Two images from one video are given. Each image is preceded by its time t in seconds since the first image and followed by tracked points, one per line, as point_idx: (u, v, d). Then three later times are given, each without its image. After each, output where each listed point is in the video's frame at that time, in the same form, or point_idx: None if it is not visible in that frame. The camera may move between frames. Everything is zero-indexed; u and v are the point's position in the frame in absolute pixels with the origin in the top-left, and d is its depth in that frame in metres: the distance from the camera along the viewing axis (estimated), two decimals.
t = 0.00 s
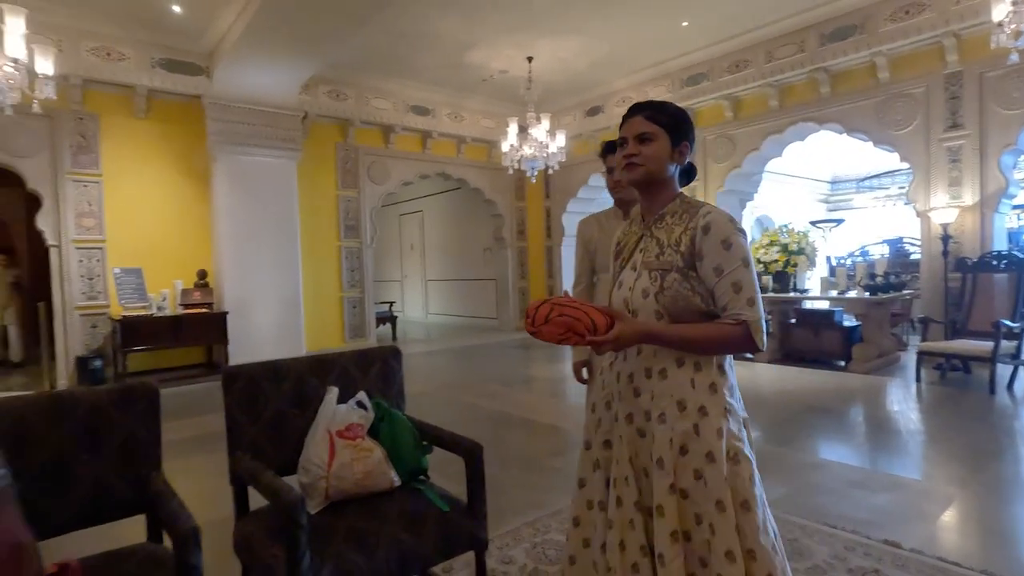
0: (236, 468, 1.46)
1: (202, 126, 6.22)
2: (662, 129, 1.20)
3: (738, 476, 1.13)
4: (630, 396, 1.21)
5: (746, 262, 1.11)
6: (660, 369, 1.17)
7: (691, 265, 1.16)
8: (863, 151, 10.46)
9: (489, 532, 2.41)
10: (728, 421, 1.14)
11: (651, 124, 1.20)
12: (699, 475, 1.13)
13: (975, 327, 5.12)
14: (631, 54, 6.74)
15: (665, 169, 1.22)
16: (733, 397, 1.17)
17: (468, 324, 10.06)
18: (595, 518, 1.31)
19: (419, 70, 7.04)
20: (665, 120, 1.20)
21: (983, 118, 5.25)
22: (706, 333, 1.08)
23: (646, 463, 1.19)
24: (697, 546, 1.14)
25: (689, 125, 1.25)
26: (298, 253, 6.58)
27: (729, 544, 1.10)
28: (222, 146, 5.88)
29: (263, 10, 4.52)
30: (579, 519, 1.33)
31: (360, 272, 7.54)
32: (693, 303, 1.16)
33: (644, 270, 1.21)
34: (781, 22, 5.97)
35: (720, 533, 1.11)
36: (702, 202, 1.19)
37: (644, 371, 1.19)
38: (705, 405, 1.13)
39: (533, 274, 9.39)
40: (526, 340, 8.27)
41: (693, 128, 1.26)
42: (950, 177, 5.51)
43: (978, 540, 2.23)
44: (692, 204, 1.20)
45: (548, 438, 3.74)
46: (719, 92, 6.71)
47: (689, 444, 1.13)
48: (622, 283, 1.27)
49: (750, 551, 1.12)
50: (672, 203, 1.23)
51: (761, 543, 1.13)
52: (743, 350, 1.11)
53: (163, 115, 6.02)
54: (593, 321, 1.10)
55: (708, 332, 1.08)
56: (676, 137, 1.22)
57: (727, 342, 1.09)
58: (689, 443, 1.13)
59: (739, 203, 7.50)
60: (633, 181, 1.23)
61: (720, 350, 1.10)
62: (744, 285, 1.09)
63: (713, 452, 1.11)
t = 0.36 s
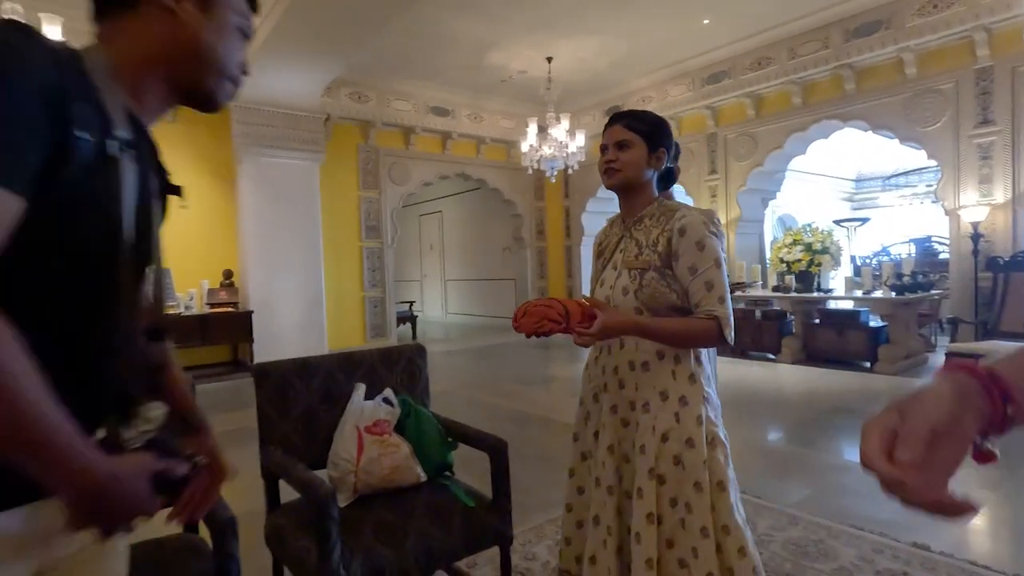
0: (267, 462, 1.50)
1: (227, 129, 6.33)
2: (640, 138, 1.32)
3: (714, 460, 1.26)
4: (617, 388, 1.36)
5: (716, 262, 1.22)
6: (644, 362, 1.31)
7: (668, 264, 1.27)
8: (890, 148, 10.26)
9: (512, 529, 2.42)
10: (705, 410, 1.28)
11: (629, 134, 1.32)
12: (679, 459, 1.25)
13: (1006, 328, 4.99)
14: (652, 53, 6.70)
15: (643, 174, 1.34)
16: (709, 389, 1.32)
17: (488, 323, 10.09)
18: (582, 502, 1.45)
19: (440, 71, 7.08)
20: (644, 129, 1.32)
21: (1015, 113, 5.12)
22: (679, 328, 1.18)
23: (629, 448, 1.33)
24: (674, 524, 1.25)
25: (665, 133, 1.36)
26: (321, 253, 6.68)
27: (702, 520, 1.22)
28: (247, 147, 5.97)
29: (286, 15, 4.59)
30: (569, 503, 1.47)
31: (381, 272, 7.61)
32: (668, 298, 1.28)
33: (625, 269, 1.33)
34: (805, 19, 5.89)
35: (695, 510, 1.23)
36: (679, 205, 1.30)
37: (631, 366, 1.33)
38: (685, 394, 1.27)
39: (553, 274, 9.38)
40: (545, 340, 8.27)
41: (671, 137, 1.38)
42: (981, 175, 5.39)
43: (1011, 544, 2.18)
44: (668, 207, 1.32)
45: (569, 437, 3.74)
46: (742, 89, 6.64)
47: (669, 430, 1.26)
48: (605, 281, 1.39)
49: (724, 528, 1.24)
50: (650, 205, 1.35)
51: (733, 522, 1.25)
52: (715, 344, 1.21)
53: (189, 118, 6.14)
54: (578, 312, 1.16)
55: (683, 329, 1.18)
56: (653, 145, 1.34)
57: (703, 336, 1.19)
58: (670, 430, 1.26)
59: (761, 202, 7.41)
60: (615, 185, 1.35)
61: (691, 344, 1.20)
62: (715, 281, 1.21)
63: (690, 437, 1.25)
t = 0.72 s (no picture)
0: (293, 455, 1.53)
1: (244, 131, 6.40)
2: (638, 137, 1.33)
3: (697, 456, 1.26)
4: (610, 380, 1.35)
5: (704, 258, 1.21)
6: (636, 358, 1.30)
7: (662, 260, 1.28)
8: (907, 146, 10.14)
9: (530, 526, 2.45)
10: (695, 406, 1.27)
11: (626, 132, 1.34)
12: (665, 453, 1.25)
13: None
14: (666, 52, 6.69)
15: (642, 173, 1.35)
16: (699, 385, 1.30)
17: (501, 323, 10.11)
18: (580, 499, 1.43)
19: (454, 72, 7.12)
20: (641, 131, 1.34)
21: None
22: (651, 300, 1.17)
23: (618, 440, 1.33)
24: (656, 516, 1.26)
25: (666, 137, 1.38)
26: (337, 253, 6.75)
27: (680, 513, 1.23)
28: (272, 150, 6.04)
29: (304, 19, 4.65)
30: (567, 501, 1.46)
31: (395, 272, 7.67)
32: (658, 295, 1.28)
33: (620, 264, 1.34)
34: (821, 16, 5.85)
35: (676, 503, 1.24)
36: (673, 205, 1.31)
37: (626, 359, 1.32)
38: (675, 390, 1.26)
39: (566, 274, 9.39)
40: (559, 339, 8.28)
41: (670, 139, 1.40)
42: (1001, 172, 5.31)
43: None
44: (666, 207, 1.32)
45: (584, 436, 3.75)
46: (757, 88, 6.61)
47: (657, 424, 1.26)
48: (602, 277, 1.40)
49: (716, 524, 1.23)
50: (648, 205, 1.36)
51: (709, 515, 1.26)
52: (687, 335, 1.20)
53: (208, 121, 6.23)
54: (564, 244, 1.18)
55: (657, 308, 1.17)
56: (651, 145, 1.35)
57: (674, 323, 1.18)
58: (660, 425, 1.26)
59: (776, 201, 7.37)
60: (614, 185, 1.37)
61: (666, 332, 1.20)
62: (694, 274, 1.20)
63: (678, 432, 1.24)
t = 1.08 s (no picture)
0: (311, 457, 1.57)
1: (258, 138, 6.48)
2: (639, 148, 1.36)
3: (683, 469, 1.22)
4: (595, 384, 1.33)
5: (700, 277, 1.21)
6: (620, 364, 1.28)
7: (657, 270, 1.30)
8: (919, 147, 10.08)
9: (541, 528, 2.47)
10: (678, 417, 1.23)
11: (629, 142, 1.37)
12: (649, 464, 1.22)
13: None
14: (674, 55, 6.70)
15: (644, 184, 1.37)
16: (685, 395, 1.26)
17: (511, 325, 10.14)
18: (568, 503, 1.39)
19: (463, 77, 7.17)
20: (642, 142, 1.36)
21: None
22: (639, 304, 1.18)
23: (604, 446, 1.31)
24: (644, 527, 1.23)
25: (669, 149, 1.40)
26: (347, 257, 6.82)
27: (666, 527, 1.19)
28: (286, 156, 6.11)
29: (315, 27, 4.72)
30: (555, 505, 1.41)
31: (405, 275, 7.73)
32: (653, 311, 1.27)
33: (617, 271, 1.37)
34: (829, 19, 5.84)
35: (660, 517, 1.20)
36: (673, 218, 1.33)
37: (609, 364, 1.30)
38: (657, 402, 1.22)
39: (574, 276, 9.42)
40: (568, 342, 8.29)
41: (670, 147, 1.42)
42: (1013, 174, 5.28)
43: None
44: (669, 220, 1.34)
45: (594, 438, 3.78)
46: (765, 91, 6.61)
47: (638, 434, 1.23)
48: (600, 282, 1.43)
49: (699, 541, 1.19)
50: (653, 215, 1.38)
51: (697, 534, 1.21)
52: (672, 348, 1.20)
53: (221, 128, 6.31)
54: (557, 245, 1.21)
55: (640, 311, 1.18)
56: (652, 155, 1.37)
57: (658, 331, 1.18)
58: (642, 435, 1.23)
59: (786, 203, 7.36)
60: (614, 195, 1.40)
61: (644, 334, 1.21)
62: (690, 290, 1.20)
63: (661, 444, 1.21)
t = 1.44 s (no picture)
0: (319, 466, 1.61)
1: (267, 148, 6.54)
2: (636, 167, 1.39)
3: (681, 488, 1.23)
4: (591, 402, 1.35)
5: (698, 297, 1.23)
6: (617, 382, 1.30)
7: (653, 289, 1.32)
8: (925, 149, 10.04)
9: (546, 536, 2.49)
10: (674, 435, 1.25)
11: (626, 161, 1.39)
12: (645, 482, 1.24)
13: None
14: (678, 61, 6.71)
15: (639, 202, 1.40)
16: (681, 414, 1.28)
17: (516, 330, 10.16)
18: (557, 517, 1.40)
19: (467, 84, 7.21)
20: (639, 160, 1.39)
21: None
22: (638, 323, 1.21)
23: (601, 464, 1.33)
24: (641, 545, 1.24)
25: (665, 166, 1.43)
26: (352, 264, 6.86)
27: (662, 545, 1.21)
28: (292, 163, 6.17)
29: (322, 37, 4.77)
30: (542, 518, 1.43)
31: (411, 281, 7.77)
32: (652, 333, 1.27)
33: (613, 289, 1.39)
34: (832, 23, 5.85)
35: (657, 535, 1.21)
36: (669, 236, 1.35)
37: (606, 382, 1.32)
38: (655, 420, 1.25)
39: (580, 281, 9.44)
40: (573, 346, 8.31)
41: (668, 165, 1.44)
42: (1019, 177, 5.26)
43: None
44: (665, 237, 1.36)
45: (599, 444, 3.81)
46: (769, 95, 6.61)
47: (636, 452, 1.25)
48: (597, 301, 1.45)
49: (687, 558, 1.21)
50: (650, 233, 1.40)
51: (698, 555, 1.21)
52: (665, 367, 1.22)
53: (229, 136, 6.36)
54: (567, 260, 1.23)
55: (637, 329, 1.20)
56: (649, 173, 1.40)
57: (655, 350, 1.21)
58: (639, 453, 1.25)
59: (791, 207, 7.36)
60: (611, 212, 1.42)
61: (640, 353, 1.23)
62: (689, 310, 1.22)
63: (658, 463, 1.23)
